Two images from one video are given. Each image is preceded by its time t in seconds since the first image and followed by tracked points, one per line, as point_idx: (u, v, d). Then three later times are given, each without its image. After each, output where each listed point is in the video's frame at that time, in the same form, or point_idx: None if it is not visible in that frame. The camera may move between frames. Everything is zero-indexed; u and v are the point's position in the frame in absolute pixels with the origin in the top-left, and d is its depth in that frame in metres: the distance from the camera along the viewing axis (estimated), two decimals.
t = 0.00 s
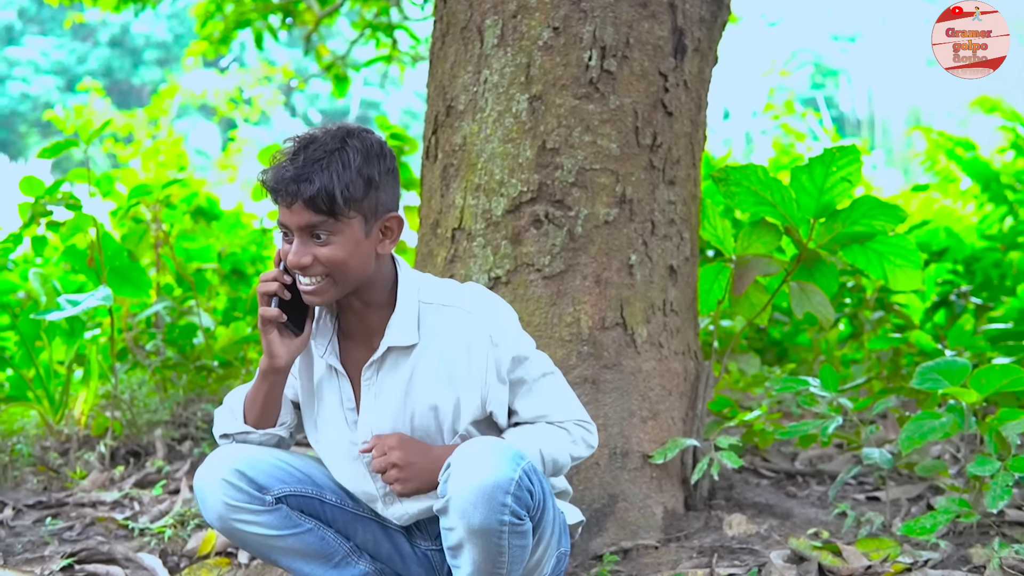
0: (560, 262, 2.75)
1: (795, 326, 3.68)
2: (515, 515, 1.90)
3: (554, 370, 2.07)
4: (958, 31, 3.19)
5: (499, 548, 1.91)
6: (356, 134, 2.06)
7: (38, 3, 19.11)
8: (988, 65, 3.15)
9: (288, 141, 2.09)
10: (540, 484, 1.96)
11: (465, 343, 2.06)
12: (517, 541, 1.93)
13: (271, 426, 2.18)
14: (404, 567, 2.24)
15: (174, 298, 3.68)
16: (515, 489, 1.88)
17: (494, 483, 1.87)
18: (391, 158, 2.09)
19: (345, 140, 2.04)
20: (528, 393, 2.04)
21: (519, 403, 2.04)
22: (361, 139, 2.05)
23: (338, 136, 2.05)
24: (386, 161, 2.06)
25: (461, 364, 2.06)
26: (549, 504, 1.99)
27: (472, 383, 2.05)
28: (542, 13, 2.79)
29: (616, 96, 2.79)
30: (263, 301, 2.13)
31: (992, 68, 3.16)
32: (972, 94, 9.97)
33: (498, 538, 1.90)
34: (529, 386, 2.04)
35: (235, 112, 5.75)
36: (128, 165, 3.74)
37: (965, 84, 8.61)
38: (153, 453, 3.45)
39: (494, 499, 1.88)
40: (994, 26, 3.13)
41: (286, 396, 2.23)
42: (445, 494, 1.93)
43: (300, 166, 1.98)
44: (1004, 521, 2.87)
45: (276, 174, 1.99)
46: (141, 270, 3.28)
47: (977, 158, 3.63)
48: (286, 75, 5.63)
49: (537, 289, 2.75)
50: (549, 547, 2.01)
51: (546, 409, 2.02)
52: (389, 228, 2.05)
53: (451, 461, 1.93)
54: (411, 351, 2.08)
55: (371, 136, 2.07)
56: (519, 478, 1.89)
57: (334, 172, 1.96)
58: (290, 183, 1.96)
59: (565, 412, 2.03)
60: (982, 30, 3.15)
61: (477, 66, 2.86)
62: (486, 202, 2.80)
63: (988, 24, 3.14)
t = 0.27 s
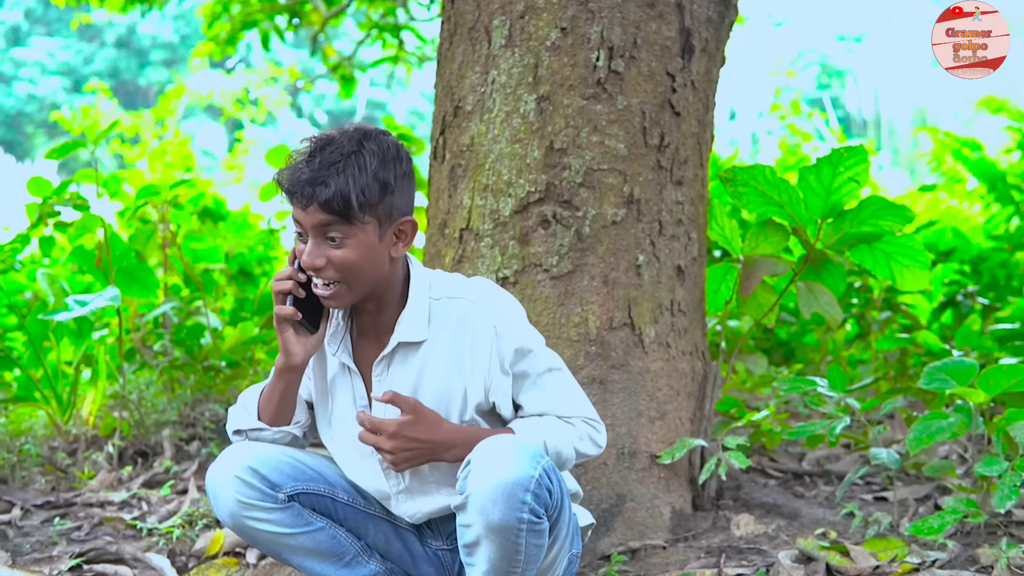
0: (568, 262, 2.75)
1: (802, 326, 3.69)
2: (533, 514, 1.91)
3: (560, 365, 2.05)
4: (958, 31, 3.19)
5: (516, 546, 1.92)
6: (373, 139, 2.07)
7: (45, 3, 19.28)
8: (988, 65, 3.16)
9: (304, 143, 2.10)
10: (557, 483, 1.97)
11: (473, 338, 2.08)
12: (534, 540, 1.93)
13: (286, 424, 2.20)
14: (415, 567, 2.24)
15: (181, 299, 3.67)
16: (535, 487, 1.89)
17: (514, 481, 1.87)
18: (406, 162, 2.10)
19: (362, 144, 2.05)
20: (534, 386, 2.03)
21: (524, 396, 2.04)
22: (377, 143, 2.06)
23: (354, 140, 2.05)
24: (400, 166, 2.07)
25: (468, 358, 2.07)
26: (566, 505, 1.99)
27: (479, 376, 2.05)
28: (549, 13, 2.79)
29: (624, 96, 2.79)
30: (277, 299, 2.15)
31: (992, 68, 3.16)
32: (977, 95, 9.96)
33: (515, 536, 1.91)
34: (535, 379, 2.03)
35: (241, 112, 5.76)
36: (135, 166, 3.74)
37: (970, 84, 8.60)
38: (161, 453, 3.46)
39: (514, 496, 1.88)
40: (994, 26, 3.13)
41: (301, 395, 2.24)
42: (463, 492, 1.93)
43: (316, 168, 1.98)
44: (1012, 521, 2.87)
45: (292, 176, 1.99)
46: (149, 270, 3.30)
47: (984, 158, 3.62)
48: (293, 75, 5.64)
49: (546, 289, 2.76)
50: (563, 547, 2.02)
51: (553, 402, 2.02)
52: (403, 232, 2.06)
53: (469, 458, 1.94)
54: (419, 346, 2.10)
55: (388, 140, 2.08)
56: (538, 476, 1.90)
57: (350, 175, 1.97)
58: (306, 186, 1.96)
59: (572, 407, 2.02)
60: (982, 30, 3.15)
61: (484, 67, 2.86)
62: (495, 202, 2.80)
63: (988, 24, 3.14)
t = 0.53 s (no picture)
0: (574, 261, 2.75)
1: (808, 326, 3.69)
2: (543, 514, 1.90)
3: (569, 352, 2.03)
4: (958, 31, 3.19)
5: (525, 546, 1.91)
6: (374, 136, 2.06)
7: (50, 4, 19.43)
8: (988, 66, 3.16)
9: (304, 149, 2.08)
10: (568, 484, 1.97)
11: (486, 323, 2.09)
12: (543, 540, 1.93)
13: (300, 427, 2.21)
14: (421, 567, 2.25)
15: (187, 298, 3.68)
16: (545, 488, 1.89)
17: (525, 480, 1.87)
18: (410, 157, 2.09)
19: (363, 143, 2.04)
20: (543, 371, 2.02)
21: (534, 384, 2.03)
22: (378, 142, 2.05)
23: (355, 140, 2.04)
24: (404, 161, 2.06)
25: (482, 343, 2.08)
26: (575, 505, 1.99)
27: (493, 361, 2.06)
28: (556, 12, 2.79)
29: (630, 95, 2.79)
30: (291, 300, 2.15)
31: (992, 68, 3.16)
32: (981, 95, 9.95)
33: (525, 536, 1.90)
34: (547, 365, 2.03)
35: (247, 112, 5.77)
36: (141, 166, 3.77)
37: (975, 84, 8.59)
38: (167, 453, 3.46)
39: (524, 496, 1.88)
40: (994, 26, 3.13)
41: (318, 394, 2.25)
42: (475, 490, 1.93)
43: (320, 174, 1.97)
44: (1019, 521, 2.86)
45: (297, 182, 1.98)
46: (156, 269, 3.27)
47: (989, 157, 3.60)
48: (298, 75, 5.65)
49: (552, 288, 2.75)
50: (572, 548, 2.01)
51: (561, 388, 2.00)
52: (414, 226, 2.06)
53: (482, 456, 1.93)
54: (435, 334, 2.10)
55: (388, 137, 2.07)
56: (549, 476, 1.89)
57: (355, 178, 1.96)
58: (312, 192, 1.95)
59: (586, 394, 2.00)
60: (982, 30, 3.15)
61: (491, 66, 2.86)
62: (501, 202, 2.80)
63: (988, 24, 3.14)
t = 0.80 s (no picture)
0: (579, 260, 2.75)
1: (814, 325, 3.69)
2: (546, 512, 1.90)
3: (588, 369, 2.06)
4: (959, 31, 3.19)
5: (529, 544, 1.91)
6: (367, 141, 2.07)
7: (55, 5, 19.55)
8: (988, 65, 3.15)
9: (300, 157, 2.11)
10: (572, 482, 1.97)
11: (500, 341, 2.08)
12: (547, 539, 1.93)
13: (321, 429, 2.21)
14: (427, 566, 2.25)
15: (193, 297, 3.68)
16: (548, 485, 1.89)
17: (528, 478, 1.87)
18: (404, 159, 2.09)
19: (356, 147, 2.05)
20: (564, 391, 2.04)
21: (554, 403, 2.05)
22: (371, 145, 2.06)
23: (348, 144, 2.05)
24: (396, 164, 2.07)
25: (495, 361, 2.08)
26: (579, 505, 1.99)
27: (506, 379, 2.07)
28: (561, 12, 2.79)
29: (636, 94, 2.79)
30: (297, 315, 2.19)
31: (992, 68, 3.16)
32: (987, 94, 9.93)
33: (528, 535, 1.90)
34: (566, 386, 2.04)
35: (252, 112, 5.78)
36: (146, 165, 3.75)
37: (980, 84, 8.58)
38: (172, 452, 3.47)
39: (528, 494, 1.88)
40: (994, 26, 3.13)
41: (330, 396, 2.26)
42: (477, 488, 1.94)
43: (312, 179, 1.99)
44: None
45: (291, 189, 2.00)
46: (160, 268, 3.28)
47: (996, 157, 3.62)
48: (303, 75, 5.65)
49: (557, 287, 2.75)
50: (576, 547, 2.01)
51: (583, 408, 2.03)
52: (411, 229, 2.06)
53: (485, 454, 1.94)
54: (446, 351, 2.09)
55: (381, 140, 2.08)
56: (553, 474, 1.89)
57: (346, 181, 1.97)
58: (304, 197, 1.97)
59: (599, 412, 2.03)
60: (982, 30, 3.15)
61: (496, 65, 2.86)
62: (506, 201, 2.80)
63: (988, 24, 3.13)
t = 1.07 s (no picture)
0: (586, 260, 2.75)
1: (820, 326, 3.69)
2: (550, 518, 1.90)
3: (593, 367, 2.06)
4: (958, 31, 3.19)
5: (532, 550, 1.92)
6: (401, 119, 2.10)
7: (62, 5, 19.63)
8: (988, 66, 3.16)
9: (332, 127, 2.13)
10: (576, 486, 1.96)
11: (507, 331, 2.08)
12: (551, 544, 1.93)
13: (310, 413, 2.19)
14: (433, 566, 2.25)
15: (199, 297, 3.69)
16: (552, 492, 1.89)
17: (531, 485, 1.87)
18: (433, 143, 2.12)
19: (389, 124, 2.08)
20: (568, 385, 2.05)
21: (558, 396, 2.06)
22: (404, 124, 2.09)
23: (382, 121, 2.08)
24: (427, 145, 2.10)
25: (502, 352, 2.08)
26: (583, 508, 1.99)
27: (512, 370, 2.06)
28: (568, 11, 2.79)
29: (643, 94, 2.79)
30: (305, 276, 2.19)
31: (992, 68, 3.16)
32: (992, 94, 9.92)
33: (532, 541, 1.91)
34: (571, 380, 2.05)
35: (258, 113, 5.78)
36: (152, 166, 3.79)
37: (986, 84, 8.57)
38: (179, 451, 3.48)
39: (530, 501, 1.88)
40: (994, 26, 3.12)
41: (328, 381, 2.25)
42: (480, 495, 1.94)
43: (342, 150, 2.02)
44: None
45: (320, 157, 2.03)
46: (167, 269, 3.27)
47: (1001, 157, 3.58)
48: (310, 75, 5.66)
49: (564, 287, 2.76)
50: (582, 549, 2.01)
51: (587, 405, 2.03)
52: (433, 212, 2.08)
53: (487, 461, 1.94)
54: (454, 339, 2.10)
55: (414, 121, 2.11)
56: (556, 481, 1.89)
57: (375, 156, 2.00)
58: (332, 165, 2.00)
59: (601, 412, 2.03)
60: (982, 30, 3.15)
61: (503, 65, 2.86)
62: (513, 201, 2.80)
63: (988, 24, 3.13)
